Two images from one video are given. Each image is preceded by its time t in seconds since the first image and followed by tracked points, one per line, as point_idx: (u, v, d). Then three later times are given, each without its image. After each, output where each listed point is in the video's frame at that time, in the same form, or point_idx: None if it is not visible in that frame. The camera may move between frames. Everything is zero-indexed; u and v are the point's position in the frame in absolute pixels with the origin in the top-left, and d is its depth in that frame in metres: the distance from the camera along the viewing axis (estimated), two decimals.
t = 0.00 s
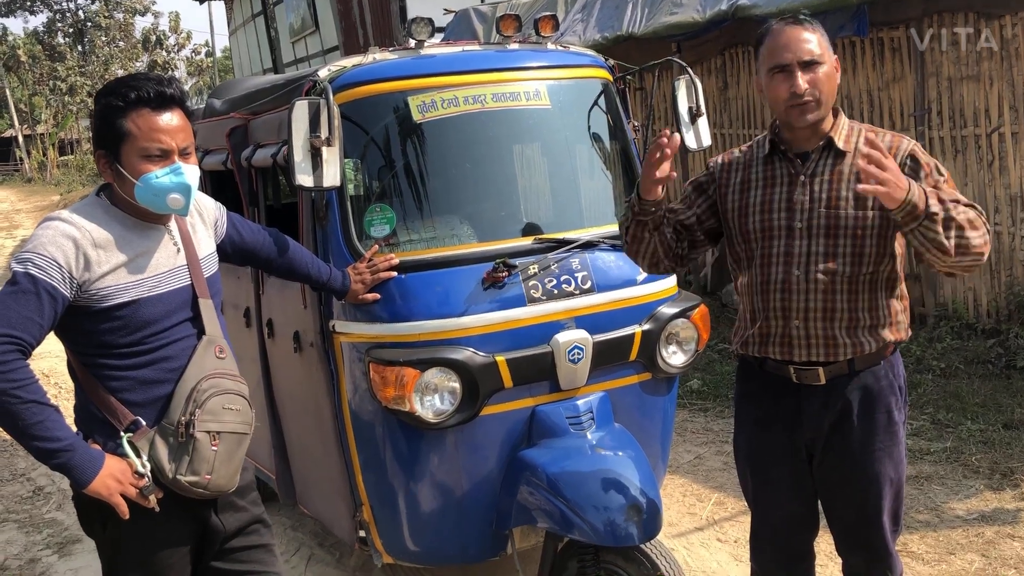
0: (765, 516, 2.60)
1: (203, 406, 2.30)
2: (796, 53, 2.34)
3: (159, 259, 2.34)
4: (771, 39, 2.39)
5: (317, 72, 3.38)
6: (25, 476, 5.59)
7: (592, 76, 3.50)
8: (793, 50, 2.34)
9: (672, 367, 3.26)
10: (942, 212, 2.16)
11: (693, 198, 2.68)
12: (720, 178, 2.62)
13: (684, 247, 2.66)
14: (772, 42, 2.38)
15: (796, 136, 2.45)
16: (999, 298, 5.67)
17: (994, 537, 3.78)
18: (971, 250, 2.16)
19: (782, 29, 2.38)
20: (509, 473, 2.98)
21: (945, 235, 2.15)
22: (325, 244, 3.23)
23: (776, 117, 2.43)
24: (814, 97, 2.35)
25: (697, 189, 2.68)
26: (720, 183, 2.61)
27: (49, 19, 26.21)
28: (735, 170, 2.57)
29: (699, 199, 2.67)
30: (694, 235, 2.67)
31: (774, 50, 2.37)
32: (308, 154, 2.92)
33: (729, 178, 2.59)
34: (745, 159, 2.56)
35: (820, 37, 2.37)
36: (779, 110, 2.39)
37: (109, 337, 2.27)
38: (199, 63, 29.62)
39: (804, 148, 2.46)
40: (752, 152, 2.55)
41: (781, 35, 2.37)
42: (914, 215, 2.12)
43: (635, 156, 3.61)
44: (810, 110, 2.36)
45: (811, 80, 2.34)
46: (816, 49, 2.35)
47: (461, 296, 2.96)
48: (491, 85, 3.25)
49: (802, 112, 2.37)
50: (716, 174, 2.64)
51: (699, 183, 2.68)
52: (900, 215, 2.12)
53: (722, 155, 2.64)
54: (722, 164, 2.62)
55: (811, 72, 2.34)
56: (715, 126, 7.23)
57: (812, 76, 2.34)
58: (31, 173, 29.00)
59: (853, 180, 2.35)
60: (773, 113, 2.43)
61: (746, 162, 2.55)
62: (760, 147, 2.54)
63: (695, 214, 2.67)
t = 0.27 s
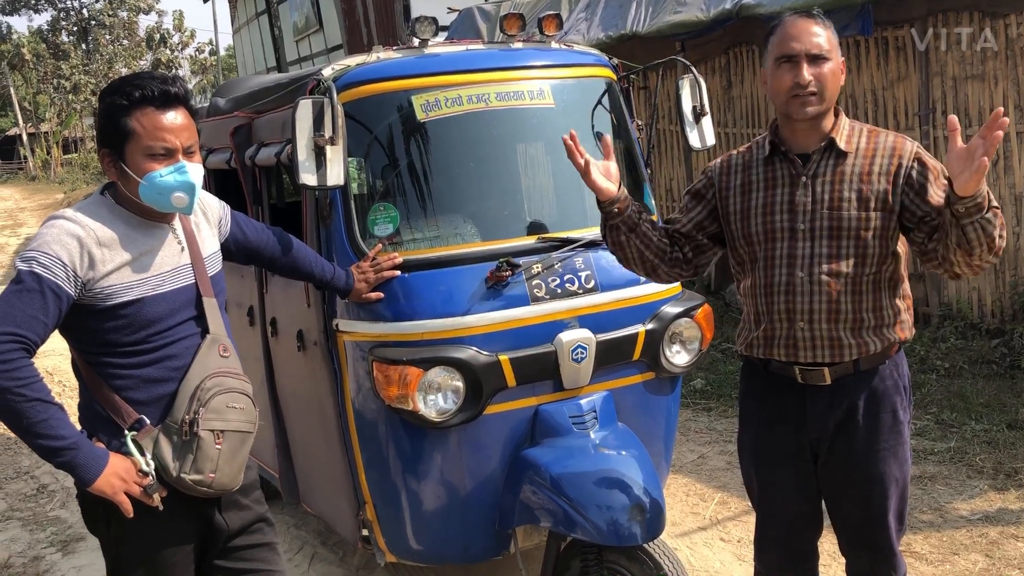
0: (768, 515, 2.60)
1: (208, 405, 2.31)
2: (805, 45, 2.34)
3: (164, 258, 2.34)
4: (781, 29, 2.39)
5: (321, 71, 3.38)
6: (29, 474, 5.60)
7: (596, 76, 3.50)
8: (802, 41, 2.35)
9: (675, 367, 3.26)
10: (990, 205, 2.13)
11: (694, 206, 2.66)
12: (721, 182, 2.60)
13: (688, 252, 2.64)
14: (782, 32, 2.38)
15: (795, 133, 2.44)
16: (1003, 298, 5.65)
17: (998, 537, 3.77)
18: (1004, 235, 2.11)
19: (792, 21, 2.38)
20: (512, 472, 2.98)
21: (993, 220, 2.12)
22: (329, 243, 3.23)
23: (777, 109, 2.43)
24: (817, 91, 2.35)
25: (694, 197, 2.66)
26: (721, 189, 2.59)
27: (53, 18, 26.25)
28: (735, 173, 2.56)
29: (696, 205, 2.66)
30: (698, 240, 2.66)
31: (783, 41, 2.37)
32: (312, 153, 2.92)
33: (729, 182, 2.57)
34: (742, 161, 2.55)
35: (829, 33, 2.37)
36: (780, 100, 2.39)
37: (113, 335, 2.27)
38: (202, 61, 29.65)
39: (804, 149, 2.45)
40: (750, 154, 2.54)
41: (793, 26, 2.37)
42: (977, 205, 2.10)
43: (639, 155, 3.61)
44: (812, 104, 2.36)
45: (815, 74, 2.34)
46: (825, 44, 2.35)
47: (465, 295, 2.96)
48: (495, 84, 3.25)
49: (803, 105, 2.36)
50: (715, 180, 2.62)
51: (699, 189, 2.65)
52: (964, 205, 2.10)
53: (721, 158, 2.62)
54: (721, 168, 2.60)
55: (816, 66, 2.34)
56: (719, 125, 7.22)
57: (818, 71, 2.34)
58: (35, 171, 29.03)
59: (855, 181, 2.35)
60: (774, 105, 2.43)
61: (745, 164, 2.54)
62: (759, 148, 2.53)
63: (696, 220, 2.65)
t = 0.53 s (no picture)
0: (769, 514, 2.60)
1: (208, 402, 2.30)
2: (813, 40, 2.34)
3: (165, 254, 2.34)
4: (791, 24, 2.39)
5: (323, 68, 3.37)
6: (30, 471, 5.61)
7: (598, 74, 3.49)
8: (810, 36, 2.34)
9: (676, 365, 3.25)
10: (928, 263, 2.24)
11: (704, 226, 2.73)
12: (722, 187, 2.63)
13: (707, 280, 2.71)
14: (791, 26, 2.37)
15: (797, 130, 2.43)
16: (1004, 298, 5.64)
17: (999, 537, 3.77)
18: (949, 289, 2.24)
19: (801, 16, 2.38)
20: (513, 471, 2.98)
21: (933, 283, 2.23)
22: (330, 241, 3.23)
23: (778, 103, 2.42)
24: (822, 88, 2.34)
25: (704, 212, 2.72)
26: (721, 195, 2.64)
27: (55, 15, 26.25)
28: (734, 176, 2.58)
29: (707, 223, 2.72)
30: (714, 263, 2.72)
31: (792, 34, 2.36)
32: (313, 150, 2.92)
33: (729, 187, 2.60)
34: (741, 164, 2.56)
35: (837, 31, 2.37)
36: (782, 94, 2.38)
37: (115, 332, 2.27)
38: (204, 59, 29.64)
39: (803, 149, 2.45)
40: (747, 156, 2.55)
41: (803, 21, 2.36)
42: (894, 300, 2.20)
43: (641, 154, 3.60)
44: (815, 99, 2.35)
45: (821, 70, 2.33)
46: (833, 42, 2.35)
47: (466, 293, 2.96)
48: (496, 82, 3.25)
49: (805, 99, 2.36)
50: (715, 187, 2.66)
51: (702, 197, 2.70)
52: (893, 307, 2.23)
53: (720, 162, 2.65)
54: (720, 173, 2.63)
55: (823, 64, 2.34)
56: (721, 124, 7.21)
57: (824, 68, 2.34)
58: (36, 168, 29.03)
59: (854, 181, 2.34)
60: (776, 99, 2.42)
61: (744, 166, 2.55)
62: (756, 150, 2.54)
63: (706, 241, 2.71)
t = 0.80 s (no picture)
0: (768, 514, 2.60)
1: (209, 401, 2.31)
2: (813, 46, 2.34)
3: (166, 253, 2.34)
4: (789, 29, 2.39)
5: (323, 68, 3.38)
6: (29, 469, 5.61)
7: (598, 74, 3.50)
8: (809, 41, 2.35)
9: (675, 366, 3.26)
10: (903, 273, 2.27)
11: (707, 224, 2.73)
12: (723, 187, 2.64)
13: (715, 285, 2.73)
14: (790, 31, 2.38)
15: (798, 135, 2.44)
16: (1003, 299, 5.65)
17: (997, 538, 3.77)
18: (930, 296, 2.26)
19: (800, 21, 2.38)
20: (512, 471, 2.99)
21: (906, 294, 2.26)
22: (330, 241, 3.23)
23: (780, 109, 2.42)
24: (822, 94, 2.34)
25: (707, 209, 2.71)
26: (722, 195, 2.64)
27: (54, 14, 26.24)
28: (735, 176, 2.59)
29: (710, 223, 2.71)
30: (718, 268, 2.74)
31: (791, 39, 2.37)
32: (314, 150, 2.92)
33: (730, 186, 2.61)
34: (741, 163, 2.57)
35: (837, 35, 2.37)
36: (784, 99, 2.39)
37: (116, 331, 2.27)
38: (204, 58, 29.64)
39: (804, 151, 2.45)
40: (748, 155, 2.56)
41: (802, 26, 2.37)
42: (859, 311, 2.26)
43: (641, 154, 3.60)
44: (816, 105, 2.35)
45: (822, 76, 2.34)
46: (833, 46, 2.36)
47: (466, 293, 2.97)
48: (497, 82, 3.25)
49: (807, 107, 2.36)
50: (716, 185, 2.67)
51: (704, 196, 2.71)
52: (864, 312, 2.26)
53: (721, 161, 2.66)
54: (722, 172, 2.64)
55: (823, 68, 2.34)
56: (721, 125, 7.21)
57: (824, 73, 2.34)
58: (35, 167, 29.01)
59: (854, 184, 2.35)
60: (778, 104, 2.42)
61: (745, 166, 2.55)
62: (758, 149, 2.55)
63: (710, 241, 2.73)
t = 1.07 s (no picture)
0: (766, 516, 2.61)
1: (208, 402, 2.31)
2: (794, 49, 2.37)
3: (165, 254, 2.35)
4: (767, 40, 2.43)
5: (323, 70, 3.39)
6: (27, 470, 5.60)
7: (597, 77, 3.51)
8: (790, 47, 2.38)
9: (674, 368, 3.27)
10: (904, 274, 2.26)
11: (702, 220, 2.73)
12: (723, 185, 2.64)
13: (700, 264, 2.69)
14: (769, 44, 2.41)
15: (801, 134, 2.45)
16: (1000, 303, 5.66)
17: (993, 541, 3.78)
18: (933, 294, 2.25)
19: (775, 31, 2.42)
20: (511, 472, 2.99)
21: (907, 294, 2.25)
22: (330, 242, 3.23)
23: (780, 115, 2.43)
24: (820, 88, 2.36)
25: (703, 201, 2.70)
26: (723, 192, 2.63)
27: (53, 15, 26.23)
28: (738, 175, 2.59)
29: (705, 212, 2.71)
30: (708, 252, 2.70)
31: (771, 49, 2.40)
32: (314, 151, 2.93)
33: (732, 184, 2.61)
34: (746, 162, 2.58)
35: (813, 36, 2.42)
36: (784, 106, 2.39)
37: (116, 331, 2.28)
38: (202, 60, 29.64)
39: (807, 149, 2.46)
40: (752, 155, 2.57)
41: (779, 36, 2.40)
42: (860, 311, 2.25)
43: (639, 157, 3.61)
44: (819, 101, 2.36)
45: (815, 71, 2.36)
46: (812, 45, 2.39)
47: (465, 295, 2.97)
48: (497, 85, 3.26)
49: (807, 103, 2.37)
50: (717, 183, 2.66)
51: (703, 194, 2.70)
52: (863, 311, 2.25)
53: (725, 160, 2.65)
54: (725, 170, 2.64)
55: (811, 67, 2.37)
56: (719, 128, 7.23)
57: (815, 69, 2.36)
58: (33, 168, 28.98)
59: (856, 183, 2.36)
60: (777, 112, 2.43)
61: (749, 164, 2.56)
62: (762, 150, 2.55)
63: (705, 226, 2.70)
